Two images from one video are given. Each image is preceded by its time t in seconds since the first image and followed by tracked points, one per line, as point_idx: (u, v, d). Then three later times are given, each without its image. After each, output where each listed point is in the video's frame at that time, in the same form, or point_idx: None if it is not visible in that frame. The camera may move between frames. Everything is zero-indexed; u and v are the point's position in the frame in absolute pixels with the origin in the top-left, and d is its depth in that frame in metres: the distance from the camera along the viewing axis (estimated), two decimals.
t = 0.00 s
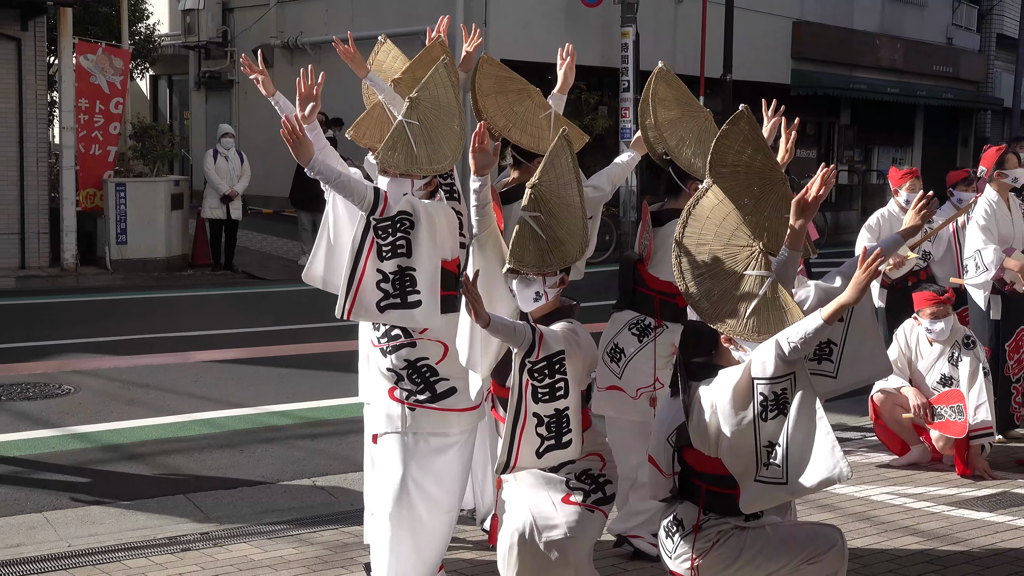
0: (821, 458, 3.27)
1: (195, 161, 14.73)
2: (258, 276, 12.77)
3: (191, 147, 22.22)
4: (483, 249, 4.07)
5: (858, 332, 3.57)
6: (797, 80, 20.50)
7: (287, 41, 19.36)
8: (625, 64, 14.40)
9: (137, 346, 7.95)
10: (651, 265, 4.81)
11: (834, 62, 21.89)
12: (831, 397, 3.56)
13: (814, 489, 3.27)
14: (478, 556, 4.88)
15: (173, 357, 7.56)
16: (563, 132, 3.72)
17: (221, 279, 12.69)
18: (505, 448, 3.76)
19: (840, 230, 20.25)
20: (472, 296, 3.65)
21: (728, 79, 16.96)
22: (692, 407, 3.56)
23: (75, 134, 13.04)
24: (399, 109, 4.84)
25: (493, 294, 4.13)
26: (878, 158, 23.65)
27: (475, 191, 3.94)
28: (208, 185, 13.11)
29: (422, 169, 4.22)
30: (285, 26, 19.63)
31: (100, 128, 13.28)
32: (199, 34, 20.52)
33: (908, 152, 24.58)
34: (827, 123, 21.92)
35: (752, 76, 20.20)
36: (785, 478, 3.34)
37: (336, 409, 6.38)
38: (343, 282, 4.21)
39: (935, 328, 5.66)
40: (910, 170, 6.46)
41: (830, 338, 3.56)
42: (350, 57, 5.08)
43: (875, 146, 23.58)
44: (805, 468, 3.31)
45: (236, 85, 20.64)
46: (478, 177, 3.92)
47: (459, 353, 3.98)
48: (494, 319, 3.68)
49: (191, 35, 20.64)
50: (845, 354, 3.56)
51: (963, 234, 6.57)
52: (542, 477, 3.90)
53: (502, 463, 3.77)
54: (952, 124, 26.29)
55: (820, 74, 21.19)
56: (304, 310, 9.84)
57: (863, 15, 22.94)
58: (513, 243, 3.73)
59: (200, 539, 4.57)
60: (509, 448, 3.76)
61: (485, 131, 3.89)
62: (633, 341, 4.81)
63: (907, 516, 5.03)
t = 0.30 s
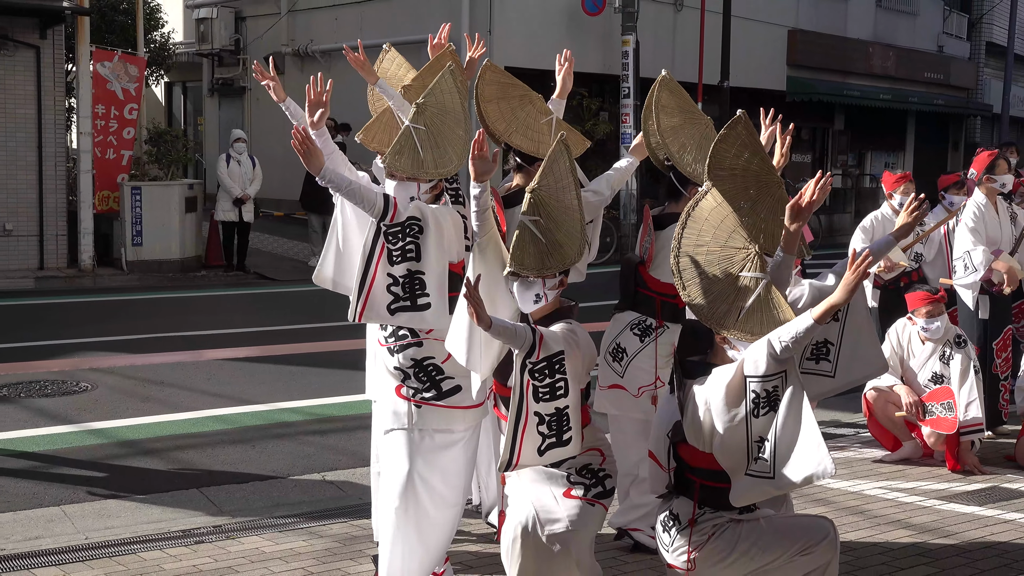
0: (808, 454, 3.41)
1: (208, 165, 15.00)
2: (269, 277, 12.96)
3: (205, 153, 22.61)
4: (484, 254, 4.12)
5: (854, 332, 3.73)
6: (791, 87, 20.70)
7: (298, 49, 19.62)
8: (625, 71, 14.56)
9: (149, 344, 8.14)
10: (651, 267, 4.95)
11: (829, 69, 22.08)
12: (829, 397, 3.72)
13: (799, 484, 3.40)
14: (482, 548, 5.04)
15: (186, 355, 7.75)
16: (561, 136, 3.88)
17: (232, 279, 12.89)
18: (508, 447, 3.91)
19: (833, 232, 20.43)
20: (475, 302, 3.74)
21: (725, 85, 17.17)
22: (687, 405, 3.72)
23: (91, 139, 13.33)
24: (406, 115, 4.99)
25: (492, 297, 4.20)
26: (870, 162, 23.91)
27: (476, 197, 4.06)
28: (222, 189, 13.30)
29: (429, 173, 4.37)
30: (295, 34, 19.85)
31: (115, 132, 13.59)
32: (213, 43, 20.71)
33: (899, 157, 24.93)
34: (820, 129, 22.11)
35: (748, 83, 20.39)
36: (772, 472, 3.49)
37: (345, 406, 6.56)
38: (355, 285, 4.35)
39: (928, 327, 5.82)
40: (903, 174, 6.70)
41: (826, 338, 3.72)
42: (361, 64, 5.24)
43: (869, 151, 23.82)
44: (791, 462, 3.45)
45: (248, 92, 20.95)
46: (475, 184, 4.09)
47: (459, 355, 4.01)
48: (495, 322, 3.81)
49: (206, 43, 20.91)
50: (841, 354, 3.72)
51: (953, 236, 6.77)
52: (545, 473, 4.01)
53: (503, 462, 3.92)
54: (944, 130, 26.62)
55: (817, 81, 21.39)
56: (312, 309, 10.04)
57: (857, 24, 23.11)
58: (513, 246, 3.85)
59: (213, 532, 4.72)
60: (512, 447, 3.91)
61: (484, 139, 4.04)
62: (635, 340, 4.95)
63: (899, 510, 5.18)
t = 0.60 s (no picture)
0: (799, 450, 3.51)
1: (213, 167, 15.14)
2: (274, 277, 13.11)
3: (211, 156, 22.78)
4: (483, 258, 4.26)
5: (849, 330, 3.82)
6: (786, 92, 20.87)
7: (303, 54, 19.80)
8: (623, 75, 14.72)
9: (156, 343, 8.27)
10: (651, 267, 5.08)
11: (823, 74, 22.25)
12: (823, 393, 3.84)
13: (790, 478, 3.51)
14: (483, 542, 5.16)
15: (193, 354, 7.88)
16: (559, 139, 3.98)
17: (238, 280, 13.03)
18: (508, 447, 3.99)
19: (827, 237, 20.38)
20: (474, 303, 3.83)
21: (721, 89, 17.34)
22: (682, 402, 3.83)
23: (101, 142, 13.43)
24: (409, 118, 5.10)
25: (491, 296, 4.33)
26: (863, 165, 24.23)
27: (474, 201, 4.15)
28: (228, 191, 13.43)
29: (430, 175, 4.48)
30: (301, 40, 20.03)
31: (124, 136, 13.78)
32: (221, 48, 20.77)
33: (892, 159, 25.17)
34: (815, 132, 22.38)
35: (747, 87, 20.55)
36: (765, 467, 3.59)
37: (348, 403, 6.70)
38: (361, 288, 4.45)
39: (920, 326, 5.96)
40: (895, 177, 6.86)
41: (820, 337, 3.83)
42: (366, 69, 5.36)
43: (862, 154, 24.12)
44: (782, 457, 3.55)
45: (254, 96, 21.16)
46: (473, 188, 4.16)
47: (460, 355, 4.12)
48: (495, 325, 3.88)
49: (213, 48, 21.03)
50: (834, 352, 3.82)
51: (943, 237, 6.93)
52: (543, 469, 4.11)
53: (503, 460, 3.99)
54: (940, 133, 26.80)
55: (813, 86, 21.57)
56: (315, 309, 10.18)
57: (851, 30, 23.26)
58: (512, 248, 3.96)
59: (220, 526, 4.83)
60: (511, 446, 3.98)
61: (483, 144, 4.13)
62: (634, 339, 5.07)
63: (891, 505, 5.30)
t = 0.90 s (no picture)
0: (796, 451, 3.51)
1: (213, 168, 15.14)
2: (274, 278, 13.11)
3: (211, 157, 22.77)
4: (483, 258, 4.27)
5: (850, 332, 3.83)
6: (786, 92, 20.88)
7: (303, 55, 19.82)
8: (623, 76, 14.72)
9: (156, 344, 8.27)
10: (650, 267, 5.10)
11: (822, 75, 22.27)
12: (823, 397, 3.84)
13: (787, 479, 3.52)
14: (482, 543, 5.16)
15: (193, 355, 7.89)
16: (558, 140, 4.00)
17: (238, 280, 13.04)
18: (508, 447, 3.97)
19: (826, 234, 20.55)
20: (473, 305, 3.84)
21: (721, 90, 17.34)
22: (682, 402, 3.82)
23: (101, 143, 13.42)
24: (409, 118, 5.10)
25: (492, 298, 4.31)
26: (863, 166, 24.25)
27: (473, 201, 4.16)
28: (228, 192, 13.44)
29: (430, 172, 4.49)
30: (301, 41, 20.04)
31: (124, 137, 13.77)
32: (221, 49, 20.76)
33: (891, 160, 25.18)
34: (814, 133, 22.42)
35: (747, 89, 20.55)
36: (762, 467, 3.60)
37: (349, 404, 6.71)
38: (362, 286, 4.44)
39: (919, 326, 5.97)
40: (894, 178, 6.88)
41: (820, 340, 3.84)
42: (366, 70, 5.37)
43: (861, 155, 24.15)
44: (780, 457, 3.56)
45: (254, 97, 21.18)
46: (473, 189, 4.16)
47: (461, 355, 4.12)
48: (495, 327, 3.88)
49: (213, 49, 21.03)
50: (835, 355, 3.83)
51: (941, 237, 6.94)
52: (542, 469, 4.12)
53: (504, 462, 3.97)
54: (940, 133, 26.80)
55: (812, 87, 21.57)
56: (315, 310, 10.18)
57: (851, 31, 23.28)
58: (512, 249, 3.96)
59: (219, 527, 4.83)
60: (511, 446, 3.98)
61: (483, 143, 4.13)
62: (634, 340, 5.07)
63: (891, 506, 5.30)
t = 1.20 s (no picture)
0: (796, 452, 3.50)
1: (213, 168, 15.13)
2: (274, 278, 13.12)
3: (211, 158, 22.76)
4: (486, 258, 4.25)
5: (851, 335, 3.82)
6: (785, 92, 20.89)
7: (303, 55, 19.82)
8: (622, 76, 14.72)
9: (156, 344, 8.27)
10: (650, 268, 5.10)
11: (822, 76, 22.29)
12: (824, 400, 3.84)
13: (786, 479, 3.52)
14: (481, 544, 5.16)
15: (193, 355, 7.88)
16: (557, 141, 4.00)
17: (238, 281, 13.03)
18: (509, 448, 3.97)
19: (825, 234, 20.59)
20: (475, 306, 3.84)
21: (721, 91, 17.35)
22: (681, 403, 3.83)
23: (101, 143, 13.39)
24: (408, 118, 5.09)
25: (493, 298, 4.29)
26: (862, 167, 24.26)
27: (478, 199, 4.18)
28: (227, 193, 13.43)
29: (430, 174, 4.48)
30: (300, 41, 20.04)
31: (123, 137, 13.78)
32: (220, 50, 20.80)
33: (891, 161, 25.19)
34: (814, 133, 22.44)
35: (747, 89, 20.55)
36: (761, 468, 3.60)
37: (348, 405, 6.71)
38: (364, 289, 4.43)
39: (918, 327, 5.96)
40: (892, 179, 6.89)
41: (821, 343, 3.84)
42: (365, 71, 5.37)
43: (860, 156, 24.17)
44: (778, 457, 3.55)
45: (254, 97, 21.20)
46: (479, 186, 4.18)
47: (462, 353, 4.11)
48: (496, 328, 3.89)
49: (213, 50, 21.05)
50: (836, 358, 3.83)
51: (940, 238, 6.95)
52: (541, 469, 4.11)
53: (506, 462, 3.97)
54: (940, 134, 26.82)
55: (811, 88, 21.57)
56: (315, 310, 10.18)
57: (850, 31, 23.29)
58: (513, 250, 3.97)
59: (219, 528, 4.82)
60: (512, 446, 3.97)
61: (487, 142, 4.14)
62: (633, 340, 5.07)
63: (891, 507, 5.31)
